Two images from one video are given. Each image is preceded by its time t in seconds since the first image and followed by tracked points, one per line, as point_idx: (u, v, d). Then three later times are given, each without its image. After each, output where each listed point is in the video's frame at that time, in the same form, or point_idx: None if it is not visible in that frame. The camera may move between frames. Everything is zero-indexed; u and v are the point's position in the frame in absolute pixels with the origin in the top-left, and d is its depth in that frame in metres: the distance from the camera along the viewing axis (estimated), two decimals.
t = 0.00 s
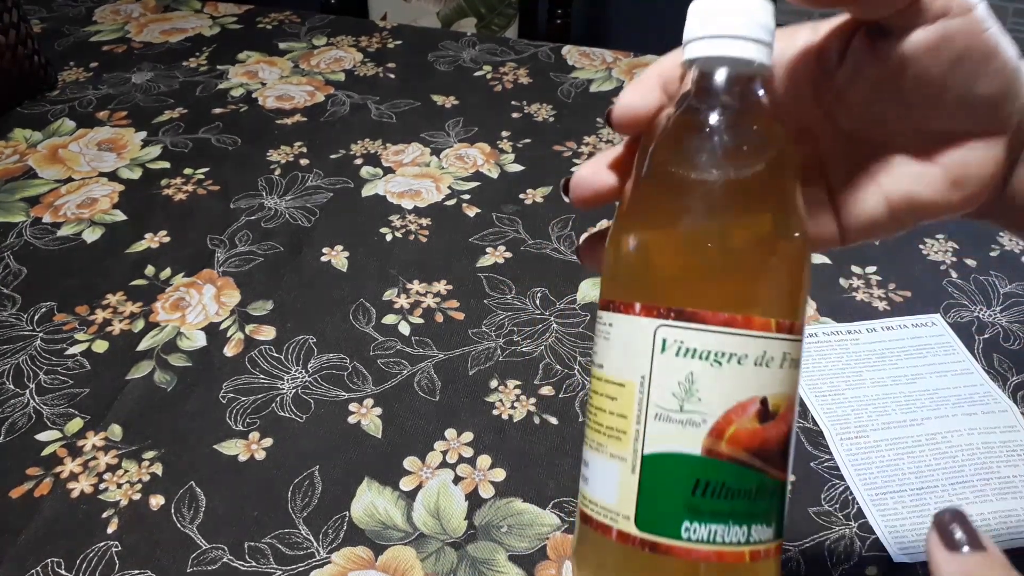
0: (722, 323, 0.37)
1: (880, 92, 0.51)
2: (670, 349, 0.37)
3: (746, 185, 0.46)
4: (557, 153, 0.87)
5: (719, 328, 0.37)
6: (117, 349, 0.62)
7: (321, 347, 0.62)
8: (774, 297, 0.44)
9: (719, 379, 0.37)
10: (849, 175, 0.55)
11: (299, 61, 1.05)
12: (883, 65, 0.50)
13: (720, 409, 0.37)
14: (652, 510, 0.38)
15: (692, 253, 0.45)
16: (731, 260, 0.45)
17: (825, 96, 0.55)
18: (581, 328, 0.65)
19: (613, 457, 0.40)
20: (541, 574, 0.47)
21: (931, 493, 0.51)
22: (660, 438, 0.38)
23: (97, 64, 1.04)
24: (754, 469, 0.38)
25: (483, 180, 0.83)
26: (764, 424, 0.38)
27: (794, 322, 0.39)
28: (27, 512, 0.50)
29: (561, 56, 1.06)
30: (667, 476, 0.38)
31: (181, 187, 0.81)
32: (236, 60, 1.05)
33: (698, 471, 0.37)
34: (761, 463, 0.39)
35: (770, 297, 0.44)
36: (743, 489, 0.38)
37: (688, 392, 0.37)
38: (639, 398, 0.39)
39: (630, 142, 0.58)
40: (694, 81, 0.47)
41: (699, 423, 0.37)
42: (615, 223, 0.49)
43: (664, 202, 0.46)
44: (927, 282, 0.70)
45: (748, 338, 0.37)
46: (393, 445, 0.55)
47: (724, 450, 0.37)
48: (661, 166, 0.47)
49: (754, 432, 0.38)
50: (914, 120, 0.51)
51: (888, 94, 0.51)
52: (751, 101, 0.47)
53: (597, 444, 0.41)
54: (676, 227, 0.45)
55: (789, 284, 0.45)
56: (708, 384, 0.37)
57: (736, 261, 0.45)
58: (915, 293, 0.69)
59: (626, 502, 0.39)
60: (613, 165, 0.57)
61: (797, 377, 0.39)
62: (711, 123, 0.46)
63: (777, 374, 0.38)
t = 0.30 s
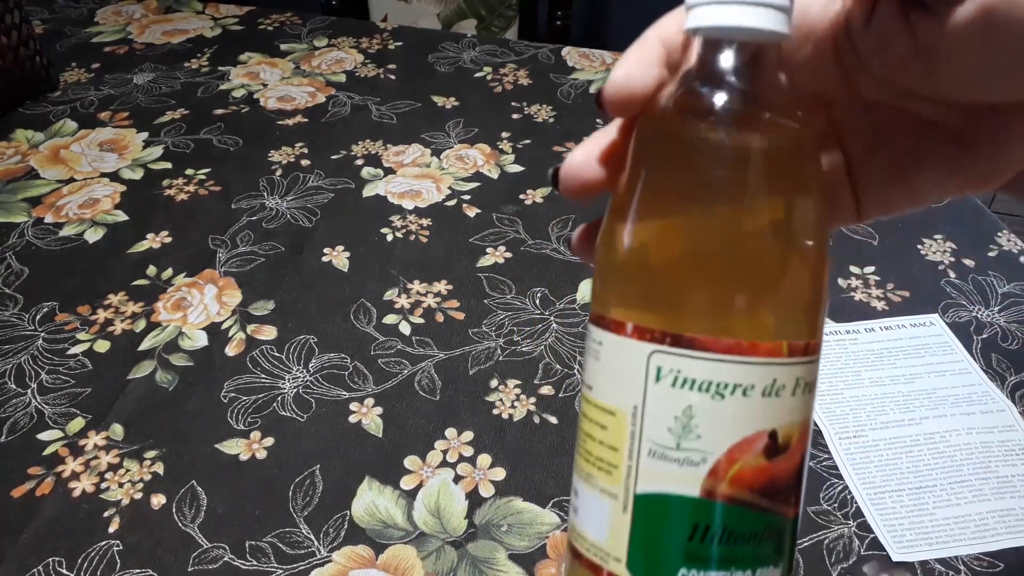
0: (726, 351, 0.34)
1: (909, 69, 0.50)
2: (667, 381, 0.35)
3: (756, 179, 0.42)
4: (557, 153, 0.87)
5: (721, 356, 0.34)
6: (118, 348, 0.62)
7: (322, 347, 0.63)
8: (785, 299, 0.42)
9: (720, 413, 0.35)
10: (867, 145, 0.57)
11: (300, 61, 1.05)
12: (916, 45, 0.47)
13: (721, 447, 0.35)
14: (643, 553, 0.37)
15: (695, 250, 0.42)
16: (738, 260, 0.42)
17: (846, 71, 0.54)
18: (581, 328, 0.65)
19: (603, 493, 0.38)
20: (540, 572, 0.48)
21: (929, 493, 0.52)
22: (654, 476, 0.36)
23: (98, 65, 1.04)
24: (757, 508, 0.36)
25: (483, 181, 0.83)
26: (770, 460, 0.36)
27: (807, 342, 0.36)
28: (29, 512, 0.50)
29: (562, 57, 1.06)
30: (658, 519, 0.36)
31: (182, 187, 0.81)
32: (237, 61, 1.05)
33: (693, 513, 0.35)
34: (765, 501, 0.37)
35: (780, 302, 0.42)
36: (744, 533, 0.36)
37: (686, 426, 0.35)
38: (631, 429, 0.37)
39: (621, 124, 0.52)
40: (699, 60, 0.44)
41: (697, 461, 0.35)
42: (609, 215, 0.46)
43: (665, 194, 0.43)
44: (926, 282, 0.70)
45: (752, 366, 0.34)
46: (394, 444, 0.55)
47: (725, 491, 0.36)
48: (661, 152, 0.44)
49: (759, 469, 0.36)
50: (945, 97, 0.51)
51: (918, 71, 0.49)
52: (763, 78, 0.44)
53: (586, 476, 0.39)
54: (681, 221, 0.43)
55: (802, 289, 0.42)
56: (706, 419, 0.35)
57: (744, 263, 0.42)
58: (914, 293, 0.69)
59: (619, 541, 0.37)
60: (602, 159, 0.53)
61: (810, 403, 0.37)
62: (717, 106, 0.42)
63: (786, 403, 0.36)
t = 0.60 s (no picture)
0: (715, 375, 0.33)
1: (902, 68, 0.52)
2: (654, 409, 0.34)
3: (752, 190, 0.40)
4: (557, 153, 0.87)
5: (709, 381, 0.33)
6: (118, 348, 0.62)
7: (321, 347, 0.63)
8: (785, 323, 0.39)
9: (708, 443, 0.33)
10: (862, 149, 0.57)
11: (300, 61, 1.05)
12: (909, 39, 0.49)
13: (714, 478, 0.34)
14: None
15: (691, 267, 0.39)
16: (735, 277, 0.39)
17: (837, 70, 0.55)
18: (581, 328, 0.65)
19: (597, 525, 0.37)
20: (540, 573, 0.47)
21: (930, 493, 0.52)
22: (645, 507, 0.35)
23: (97, 65, 1.04)
24: (758, 541, 0.35)
25: (483, 180, 0.83)
26: (769, 490, 0.35)
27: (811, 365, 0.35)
28: (28, 512, 0.50)
29: (562, 57, 1.06)
30: (652, 552, 0.35)
31: (182, 187, 0.81)
32: (237, 61, 1.05)
33: (689, 546, 0.34)
34: (767, 533, 0.35)
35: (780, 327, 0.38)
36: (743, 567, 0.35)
37: (674, 456, 0.34)
38: (620, 459, 0.35)
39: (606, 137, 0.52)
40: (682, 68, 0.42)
41: (687, 493, 0.34)
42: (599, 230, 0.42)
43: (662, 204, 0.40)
44: (927, 282, 0.70)
45: (743, 390, 0.33)
46: (393, 444, 0.55)
47: (722, 524, 0.34)
48: (655, 160, 0.40)
49: (758, 501, 0.35)
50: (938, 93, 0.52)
51: (906, 67, 0.51)
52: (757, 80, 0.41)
53: (581, 506, 0.38)
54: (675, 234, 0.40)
55: (805, 310, 0.39)
56: (695, 448, 0.33)
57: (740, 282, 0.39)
58: (914, 293, 0.69)
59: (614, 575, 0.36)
60: (584, 169, 0.52)
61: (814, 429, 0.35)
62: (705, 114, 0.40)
63: (785, 429, 0.34)
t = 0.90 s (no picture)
0: (701, 397, 0.32)
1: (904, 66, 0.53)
2: (648, 423, 0.33)
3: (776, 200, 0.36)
4: (557, 153, 0.87)
5: (701, 402, 0.32)
6: (118, 348, 0.62)
7: (321, 347, 0.63)
8: (797, 344, 0.36)
9: (701, 462, 0.33)
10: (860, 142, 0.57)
11: (300, 61, 1.05)
12: (906, 36, 0.50)
13: (703, 497, 0.33)
14: None
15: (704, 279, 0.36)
16: (750, 293, 0.36)
17: (837, 67, 0.55)
18: (581, 328, 0.65)
19: (597, 529, 0.37)
20: (540, 573, 0.47)
21: (929, 493, 0.51)
22: (637, 520, 0.35)
23: (97, 65, 1.04)
24: (750, 561, 0.34)
25: (483, 180, 0.83)
26: (761, 512, 0.34)
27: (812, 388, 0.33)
28: (28, 512, 0.50)
29: (562, 57, 1.06)
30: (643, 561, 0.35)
31: (182, 187, 0.81)
32: (237, 61, 1.05)
33: (678, 561, 0.34)
34: (761, 554, 0.34)
35: (792, 348, 0.36)
36: None
37: (665, 471, 0.33)
38: (617, 469, 0.35)
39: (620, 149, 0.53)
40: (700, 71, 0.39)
41: (677, 508, 0.33)
42: (615, 233, 0.39)
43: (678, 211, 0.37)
44: (926, 282, 0.70)
45: (732, 412, 0.32)
46: (393, 444, 0.55)
47: (711, 541, 0.34)
48: (671, 165, 0.37)
49: (751, 522, 0.34)
50: (939, 88, 0.53)
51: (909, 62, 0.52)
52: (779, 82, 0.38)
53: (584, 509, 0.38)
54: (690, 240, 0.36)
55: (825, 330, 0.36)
56: (687, 465, 0.33)
57: (754, 298, 0.36)
58: (914, 293, 0.69)
59: None
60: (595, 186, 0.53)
61: (816, 453, 0.34)
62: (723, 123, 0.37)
63: (780, 452, 0.33)
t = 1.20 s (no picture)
0: (655, 382, 0.32)
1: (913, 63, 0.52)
2: (612, 402, 0.34)
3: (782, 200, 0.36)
4: (557, 153, 0.87)
5: (653, 385, 0.32)
6: (117, 349, 0.62)
7: (321, 347, 0.63)
8: (803, 340, 0.36)
9: (652, 445, 0.33)
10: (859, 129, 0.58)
11: (300, 61, 1.05)
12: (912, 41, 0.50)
13: (651, 480, 0.33)
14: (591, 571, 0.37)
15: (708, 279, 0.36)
16: (758, 293, 0.36)
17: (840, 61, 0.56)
18: (581, 328, 0.65)
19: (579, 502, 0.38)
20: (540, 573, 0.47)
21: (930, 493, 0.52)
22: (602, 496, 0.35)
23: (97, 65, 1.04)
24: (700, 552, 0.34)
25: (483, 180, 0.83)
26: (708, 504, 0.33)
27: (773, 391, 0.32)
28: (28, 512, 0.50)
29: (562, 57, 1.06)
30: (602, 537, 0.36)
31: (182, 187, 0.81)
32: (237, 61, 1.05)
33: (628, 540, 0.35)
34: (707, 549, 0.34)
35: (800, 345, 0.36)
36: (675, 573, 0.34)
37: (621, 451, 0.34)
38: (592, 444, 0.36)
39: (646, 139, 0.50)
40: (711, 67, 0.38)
41: (630, 487, 0.34)
42: (621, 224, 0.39)
43: (685, 210, 0.37)
44: (926, 282, 0.70)
45: (688, 402, 0.32)
46: (393, 444, 0.55)
47: (656, 525, 0.34)
48: (680, 157, 0.37)
49: (698, 514, 0.33)
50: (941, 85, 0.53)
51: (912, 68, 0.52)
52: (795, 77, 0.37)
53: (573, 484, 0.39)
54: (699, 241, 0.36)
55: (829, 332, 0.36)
56: (639, 447, 0.33)
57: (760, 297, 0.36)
58: (914, 293, 0.69)
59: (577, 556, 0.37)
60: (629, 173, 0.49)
61: (778, 459, 0.33)
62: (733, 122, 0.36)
63: (732, 450, 0.32)
